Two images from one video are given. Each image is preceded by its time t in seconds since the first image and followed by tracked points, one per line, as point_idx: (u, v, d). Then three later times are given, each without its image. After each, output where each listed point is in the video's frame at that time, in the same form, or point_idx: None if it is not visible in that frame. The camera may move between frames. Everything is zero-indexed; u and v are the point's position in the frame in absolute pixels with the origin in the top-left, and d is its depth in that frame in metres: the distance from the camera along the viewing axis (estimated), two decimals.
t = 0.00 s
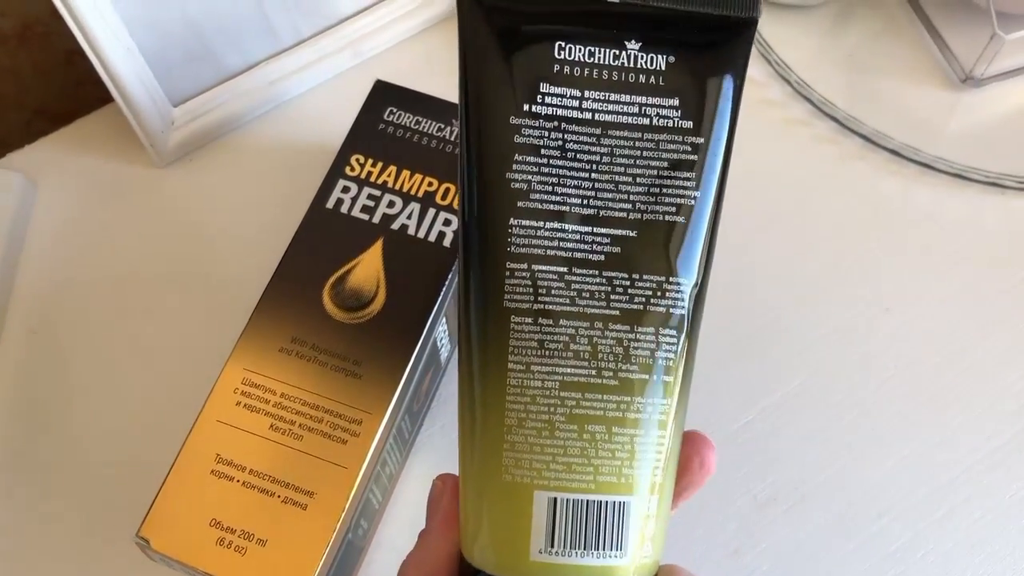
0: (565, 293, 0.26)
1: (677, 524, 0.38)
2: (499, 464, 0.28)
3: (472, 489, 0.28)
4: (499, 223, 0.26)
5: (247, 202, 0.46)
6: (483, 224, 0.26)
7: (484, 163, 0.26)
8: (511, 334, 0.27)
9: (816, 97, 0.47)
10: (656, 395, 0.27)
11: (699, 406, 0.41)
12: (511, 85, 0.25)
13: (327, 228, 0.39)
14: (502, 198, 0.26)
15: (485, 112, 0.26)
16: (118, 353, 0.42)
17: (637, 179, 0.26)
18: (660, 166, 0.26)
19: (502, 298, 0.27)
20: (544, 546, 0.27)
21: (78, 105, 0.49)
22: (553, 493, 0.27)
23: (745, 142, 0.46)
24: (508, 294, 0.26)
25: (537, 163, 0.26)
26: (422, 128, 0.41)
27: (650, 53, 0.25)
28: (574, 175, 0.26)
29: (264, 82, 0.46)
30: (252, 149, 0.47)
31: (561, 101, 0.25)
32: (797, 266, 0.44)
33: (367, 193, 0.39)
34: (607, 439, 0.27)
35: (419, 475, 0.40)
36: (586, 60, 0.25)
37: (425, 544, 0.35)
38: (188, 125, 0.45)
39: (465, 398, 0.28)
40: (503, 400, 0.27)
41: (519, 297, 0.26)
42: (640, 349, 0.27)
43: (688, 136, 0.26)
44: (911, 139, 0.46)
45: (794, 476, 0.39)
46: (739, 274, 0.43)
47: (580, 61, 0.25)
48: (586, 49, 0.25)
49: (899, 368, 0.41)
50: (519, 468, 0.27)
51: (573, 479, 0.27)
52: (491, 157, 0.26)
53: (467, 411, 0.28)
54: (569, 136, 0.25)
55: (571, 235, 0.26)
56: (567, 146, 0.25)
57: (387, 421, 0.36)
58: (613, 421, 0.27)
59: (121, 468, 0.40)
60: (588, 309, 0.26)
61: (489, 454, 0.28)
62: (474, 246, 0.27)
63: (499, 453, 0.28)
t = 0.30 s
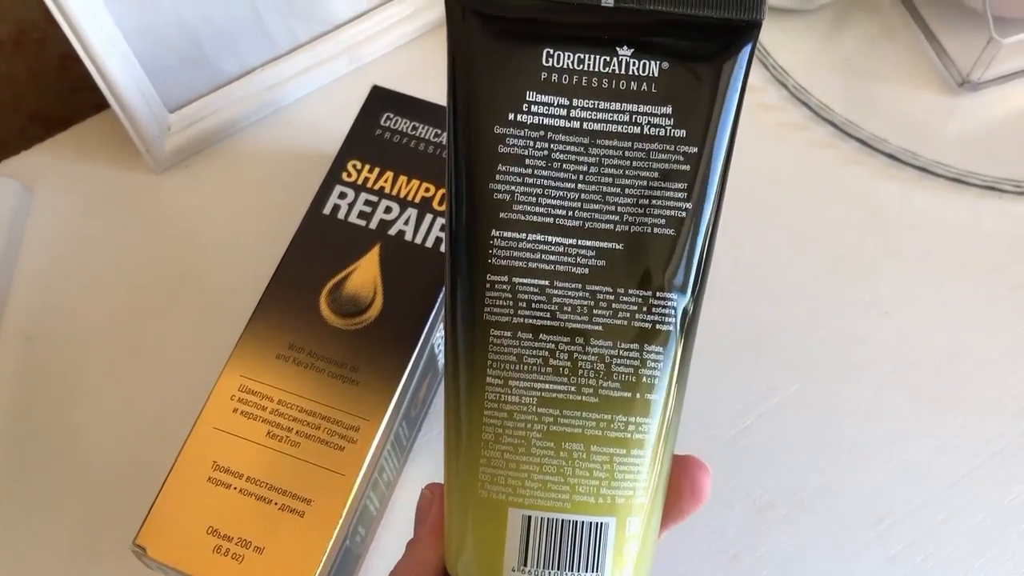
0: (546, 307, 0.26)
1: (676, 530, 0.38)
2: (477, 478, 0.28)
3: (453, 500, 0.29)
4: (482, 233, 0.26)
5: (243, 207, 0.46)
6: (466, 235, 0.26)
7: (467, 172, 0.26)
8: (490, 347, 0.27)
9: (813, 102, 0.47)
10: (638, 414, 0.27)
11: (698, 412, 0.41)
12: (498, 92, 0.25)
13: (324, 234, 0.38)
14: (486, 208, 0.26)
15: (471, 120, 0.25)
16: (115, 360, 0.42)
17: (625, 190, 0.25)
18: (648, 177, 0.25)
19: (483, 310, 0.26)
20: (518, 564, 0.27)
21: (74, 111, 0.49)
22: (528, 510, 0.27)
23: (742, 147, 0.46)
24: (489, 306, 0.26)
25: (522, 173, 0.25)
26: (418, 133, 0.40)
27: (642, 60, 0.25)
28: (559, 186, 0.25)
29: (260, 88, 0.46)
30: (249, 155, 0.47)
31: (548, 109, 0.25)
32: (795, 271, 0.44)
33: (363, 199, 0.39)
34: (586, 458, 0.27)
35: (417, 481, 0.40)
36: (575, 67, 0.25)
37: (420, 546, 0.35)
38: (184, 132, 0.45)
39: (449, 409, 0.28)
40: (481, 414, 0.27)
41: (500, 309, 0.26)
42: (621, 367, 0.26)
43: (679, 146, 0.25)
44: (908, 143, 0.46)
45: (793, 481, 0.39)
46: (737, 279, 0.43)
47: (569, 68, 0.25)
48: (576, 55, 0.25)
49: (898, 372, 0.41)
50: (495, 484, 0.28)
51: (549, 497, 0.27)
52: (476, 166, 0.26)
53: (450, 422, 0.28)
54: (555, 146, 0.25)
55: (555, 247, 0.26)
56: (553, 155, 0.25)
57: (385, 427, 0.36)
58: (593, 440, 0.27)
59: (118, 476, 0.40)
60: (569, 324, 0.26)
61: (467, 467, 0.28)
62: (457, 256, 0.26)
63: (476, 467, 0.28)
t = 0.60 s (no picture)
0: (544, 311, 0.26)
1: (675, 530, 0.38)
2: (476, 484, 0.28)
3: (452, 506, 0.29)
4: (479, 238, 0.26)
5: (243, 209, 0.46)
6: (463, 239, 0.26)
7: (464, 176, 0.26)
8: (488, 352, 0.27)
9: (812, 103, 0.47)
10: (638, 417, 0.27)
11: (698, 412, 0.41)
12: (495, 95, 0.25)
13: (324, 235, 0.39)
14: (482, 211, 0.26)
15: (468, 122, 0.26)
16: (115, 361, 0.42)
17: (623, 193, 0.25)
18: (645, 181, 0.25)
19: (480, 315, 0.27)
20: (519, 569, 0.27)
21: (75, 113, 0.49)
22: (528, 515, 0.27)
23: (742, 147, 0.46)
24: (486, 311, 0.27)
25: (518, 176, 0.25)
26: (419, 134, 0.41)
27: (638, 61, 0.25)
28: (556, 190, 0.25)
29: (261, 89, 0.46)
30: (249, 157, 0.47)
31: (544, 112, 0.25)
32: (794, 271, 0.44)
33: (364, 200, 0.39)
34: (586, 462, 0.27)
35: (418, 482, 0.40)
36: (572, 70, 0.25)
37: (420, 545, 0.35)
38: (184, 133, 0.45)
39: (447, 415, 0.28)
40: (479, 419, 0.27)
41: (497, 314, 0.26)
42: (620, 370, 0.27)
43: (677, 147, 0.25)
44: (906, 144, 0.46)
45: (792, 481, 0.39)
46: (737, 278, 0.43)
47: (565, 71, 0.25)
48: (571, 58, 0.25)
49: (897, 372, 0.41)
50: (494, 488, 0.28)
51: (549, 501, 0.27)
52: (472, 170, 0.26)
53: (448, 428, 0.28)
54: (552, 148, 0.25)
55: (552, 252, 0.26)
56: (549, 158, 0.25)
57: (385, 427, 0.36)
58: (592, 443, 0.27)
59: (119, 476, 0.40)
60: (567, 328, 0.26)
61: (466, 473, 0.28)
62: (454, 260, 0.27)
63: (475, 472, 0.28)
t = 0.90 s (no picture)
0: (562, 268, 0.26)
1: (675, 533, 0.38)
2: (491, 459, 0.27)
3: (467, 489, 0.28)
4: (487, 190, 0.26)
5: (242, 211, 0.46)
6: (471, 193, 0.26)
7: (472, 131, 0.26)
8: (502, 315, 0.26)
9: (811, 106, 0.47)
10: (662, 381, 0.27)
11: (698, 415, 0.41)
12: (500, 41, 0.25)
13: (322, 238, 0.38)
14: (490, 164, 0.26)
15: (472, 72, 0.25)
16: (114, 364, 0.42)
17: (639, 140, 0.25)
18: (663, 128, 0.25)
19: (492, 275, 0.26)
20: (543, 550, 0.27)
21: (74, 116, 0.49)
22: (551, 491, 0.27)
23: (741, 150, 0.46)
24: (497, 271, 0.26)
25: (528, 124, 0.25)
26: (418, 137, 0.40)
27: (650, 2, 0.24)
28: (568, 138, 0.25)
29: (260, 92, 0.46)
30: (248, 159, 0.47)
31: (552, 56, 0.25)
32: (793, 273, 0.44)
33: (362, 203, 0.39)
34: (611, 430, 0.27)
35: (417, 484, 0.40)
36: (579, 11, 0.25)
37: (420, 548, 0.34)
38: (183, 136, 0.45)
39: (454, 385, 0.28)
40: (494, 388, 0.27)
41: (511, 273, 0.26)
42: (644, 331, 0.26)
43: (693, 92, 0.25)
44: (905, 146, 0.46)
45: (791, 485, 0.39)
46: (736, 282, 0.43)
47: (574, 12, 0.25)
48: None
49: (896, 375, 0.41)
50: (513, 463, 0.27)
51: (572, 474, 0.27)
52: (478, 120, 0.26)
53: (456, 402, 0.28)
54: (562, 95, 0.25)
55: (567, 204, 0.26)
56: (560, 105, 0.25)
57: (384, 429, 0.36)
58: (616, 409, 0.27)
59: (118, 479, 0.40)
60: (588, 286, 0.26)
61: (482, 447, 0.28)
62: (461, 217, 0.26)
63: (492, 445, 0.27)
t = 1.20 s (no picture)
0: (574, 251, 0.26)
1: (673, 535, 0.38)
2: (500, 445, 0.27)
3: (473, 478, 0.27)
4: (498, 172, 0.26)
5: (242, 214, 0.46)
6: (482, 174, 0.26)
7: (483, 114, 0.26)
8: (514, 297, 0.26)
9: (809, 109, 0.47)
10: (675, 368, 0.27)
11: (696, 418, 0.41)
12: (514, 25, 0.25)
13: (322, 240, 0.39)
14: (501, 147, 0.26)
15: (484, 56, 0.26)
16: (114, 366, 0.42)
17: (652, 128, 0.26)
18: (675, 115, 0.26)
19: (502, 257, 0.26)
20: (553, 540, 0.26)
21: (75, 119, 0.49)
22: (562, 477, 0.26)
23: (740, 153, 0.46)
24: (509, 252, 0.26)
25: (541, 107, 0.26)
26: (417, 140, 0.41)
27: None
28: (581, 122, 0.26)
29: (259, 95, 0.46)
30: (248, 162, 0.47)
31: (565, 42, 0.25)
32: (792, 275, 0.44)
33: (362, 206, 0.39)
34: (624, 415, 0.27)
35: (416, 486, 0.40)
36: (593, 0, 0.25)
37: (417, 547, 0.34)
38: (183, 139, 0.45)
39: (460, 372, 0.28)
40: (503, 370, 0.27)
41: (522, 255, 0.26)
42: (657, 316, 0.27)
43: (705, 81, 0.26)
44: (903, 149, 0.46)
45: (790, 487, 0.39)
46: (735, 284, 0.44)
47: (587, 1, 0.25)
48: None
49: (894, 378, 0.41)
50: (522, 448, 0.27)
51: (585, 460, 0.26)
52: (489, 102, 0.26)
53: (461, 388, 0.28)
54: (575, 80, 0.25)
55: (578, 187, 0.26)
56: (573, 90, 0.26)
57: (384, 431, 0.36)
58: (630, 394, 0.27)
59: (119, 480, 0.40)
60: (599, 269, 0.26)
61: (489, 431, 0.27)
62: (472, 200, 0.27)
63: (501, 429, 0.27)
